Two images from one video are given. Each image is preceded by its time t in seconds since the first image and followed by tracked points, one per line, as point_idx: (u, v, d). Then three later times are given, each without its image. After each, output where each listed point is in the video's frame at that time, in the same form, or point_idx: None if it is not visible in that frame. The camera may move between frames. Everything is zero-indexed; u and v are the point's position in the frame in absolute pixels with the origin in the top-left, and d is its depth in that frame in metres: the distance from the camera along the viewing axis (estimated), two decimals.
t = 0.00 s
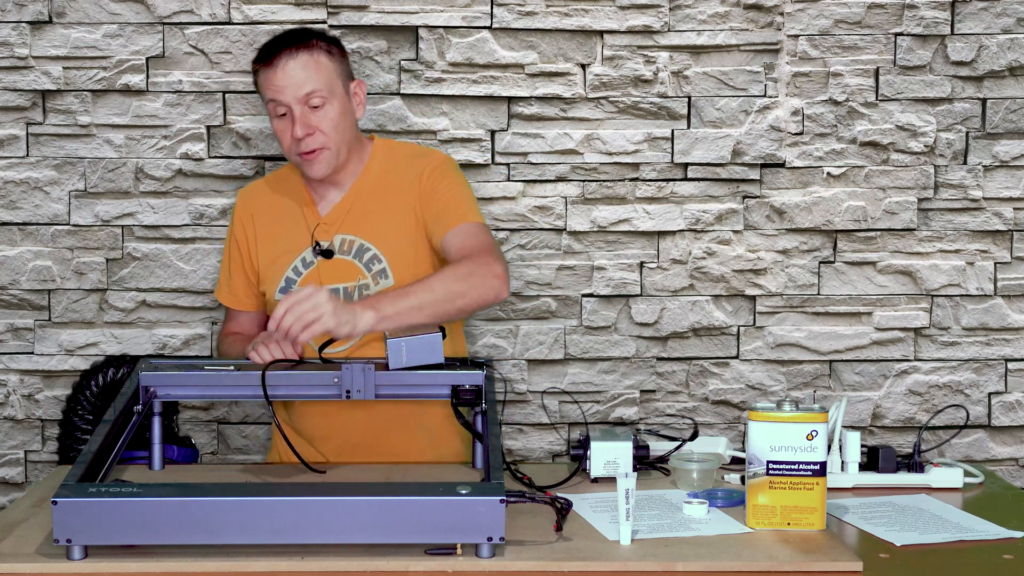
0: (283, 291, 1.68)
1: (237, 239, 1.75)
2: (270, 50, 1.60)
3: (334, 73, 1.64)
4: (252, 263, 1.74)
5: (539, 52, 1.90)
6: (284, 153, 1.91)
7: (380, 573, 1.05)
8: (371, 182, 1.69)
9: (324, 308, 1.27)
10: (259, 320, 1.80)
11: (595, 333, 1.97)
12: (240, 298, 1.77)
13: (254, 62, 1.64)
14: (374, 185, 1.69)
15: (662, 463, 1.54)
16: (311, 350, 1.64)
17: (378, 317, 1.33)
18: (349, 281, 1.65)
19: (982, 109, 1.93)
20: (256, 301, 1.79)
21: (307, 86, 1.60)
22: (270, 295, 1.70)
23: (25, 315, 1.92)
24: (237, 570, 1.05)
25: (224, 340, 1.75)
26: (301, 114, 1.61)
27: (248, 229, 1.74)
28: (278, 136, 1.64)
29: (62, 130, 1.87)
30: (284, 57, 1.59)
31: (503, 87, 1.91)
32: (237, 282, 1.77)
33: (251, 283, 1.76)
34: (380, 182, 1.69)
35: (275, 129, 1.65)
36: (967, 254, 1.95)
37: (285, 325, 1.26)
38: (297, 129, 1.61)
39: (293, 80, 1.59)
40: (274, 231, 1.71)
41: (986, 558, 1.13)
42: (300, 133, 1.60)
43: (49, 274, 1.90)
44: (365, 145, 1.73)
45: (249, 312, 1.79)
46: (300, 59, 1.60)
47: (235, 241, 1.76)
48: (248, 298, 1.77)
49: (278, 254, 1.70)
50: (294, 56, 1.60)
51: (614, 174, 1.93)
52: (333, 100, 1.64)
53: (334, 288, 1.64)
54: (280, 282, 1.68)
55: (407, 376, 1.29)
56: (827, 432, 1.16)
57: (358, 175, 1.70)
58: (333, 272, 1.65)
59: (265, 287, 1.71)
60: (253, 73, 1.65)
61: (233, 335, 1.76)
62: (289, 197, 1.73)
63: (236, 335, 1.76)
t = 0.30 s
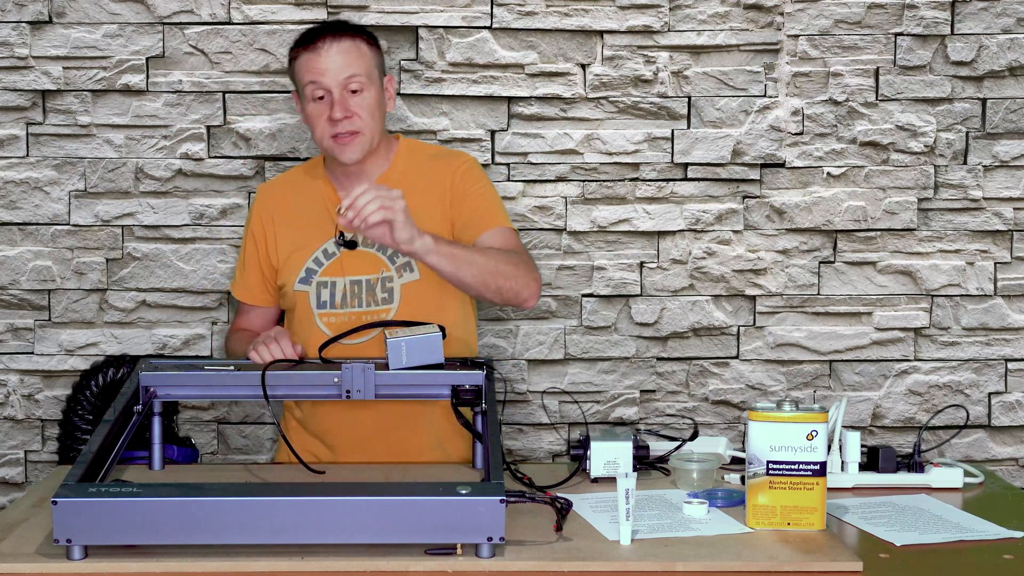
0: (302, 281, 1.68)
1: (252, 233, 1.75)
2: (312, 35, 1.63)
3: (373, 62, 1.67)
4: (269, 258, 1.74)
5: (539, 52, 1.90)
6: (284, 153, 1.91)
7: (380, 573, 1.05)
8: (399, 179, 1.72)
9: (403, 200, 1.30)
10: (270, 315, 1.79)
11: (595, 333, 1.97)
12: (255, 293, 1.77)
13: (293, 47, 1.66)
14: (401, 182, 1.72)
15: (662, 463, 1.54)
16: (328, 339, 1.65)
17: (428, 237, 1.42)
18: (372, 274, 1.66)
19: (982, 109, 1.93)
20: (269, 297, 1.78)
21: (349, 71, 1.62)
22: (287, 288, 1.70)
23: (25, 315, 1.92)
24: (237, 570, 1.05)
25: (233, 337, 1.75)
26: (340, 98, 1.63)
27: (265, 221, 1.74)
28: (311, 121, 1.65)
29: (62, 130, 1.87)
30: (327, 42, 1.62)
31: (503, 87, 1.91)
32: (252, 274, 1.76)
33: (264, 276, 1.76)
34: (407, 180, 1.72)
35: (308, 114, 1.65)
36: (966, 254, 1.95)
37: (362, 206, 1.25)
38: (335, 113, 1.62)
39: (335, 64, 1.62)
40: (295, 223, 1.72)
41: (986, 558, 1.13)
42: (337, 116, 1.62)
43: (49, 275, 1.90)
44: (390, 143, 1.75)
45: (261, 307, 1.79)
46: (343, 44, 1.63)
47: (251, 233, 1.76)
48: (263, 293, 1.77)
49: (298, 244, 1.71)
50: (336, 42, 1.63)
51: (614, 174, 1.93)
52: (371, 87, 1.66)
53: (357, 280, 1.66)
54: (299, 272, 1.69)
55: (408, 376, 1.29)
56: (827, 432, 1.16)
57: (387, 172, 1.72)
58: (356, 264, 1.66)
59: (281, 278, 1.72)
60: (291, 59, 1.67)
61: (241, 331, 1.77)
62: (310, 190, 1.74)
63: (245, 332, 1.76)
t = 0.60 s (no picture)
0: (314, 275, 1.67)
1: (263, 229, 1.75)
2: (339, 31, 1.66)
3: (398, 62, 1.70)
4: (278, 255, 1.74)
5: (539, 52, 1.90)
6: (284, 153, 1.91)
7: (380, 573, 1.05)
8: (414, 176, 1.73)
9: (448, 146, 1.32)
10: (277, 312, 1.79)
11: (595, 333, 1.97)
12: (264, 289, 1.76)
13: (319, 43, 1.69)
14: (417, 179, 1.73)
15: (662, 463, 1.54)
16: (339, 333, 1.64)
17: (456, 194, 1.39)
18: (385, 270, 1.67)
19: (982, 109, 1.93)
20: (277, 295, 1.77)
21: (375, 69, 1.65)
22: (297, 282, 1.68)
23: (25, 315, 1.92)
24: (237, 570, 1.05)
25: (239, 335, 1.76)
26: (366, 94, 1.65)
27: (277, 216, 1.74)
28: (334, 117, 1.67)
29: (62, 130, 1.87)
30: (354, 39, 1.65)
31: (503, 87, 1.91)
32: (260, 269, 1.75)
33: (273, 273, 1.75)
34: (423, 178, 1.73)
35: (332, 109, 1.67)
36: (966, 254, 1.95)
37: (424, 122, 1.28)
38: (361, 109, 1.65)
39: (362, 62, 1.65)
40: (308, 218, 1.72)
41: (986, 558, 1.13)
42: (362, 112, 1.64)
43: (49, 275, 1.90)
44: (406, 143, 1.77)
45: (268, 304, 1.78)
46: (371, 42, 1.66)
47: (261, 229, 1.75)
48: (271, 289, 1.77)
49: (310, 239, 1.70)
50: (363, 39, 1.65)
51: (614, 174, 1.93)
52: (395, 85, 1.68)
53: (369, 275, 1.66)
54: (311, 266, 1.68)
55: (408, 376, 1.29)
56: (827, 432, 1.16)
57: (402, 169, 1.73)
58: (370, 258, 1.67)
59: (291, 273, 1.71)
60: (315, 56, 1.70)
61: (248, 329, 1.77)
62: (324, 185, 1.74)
63: (250, 330, 1.76)
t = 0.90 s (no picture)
0: (318, 273, 1.68)
1: (267, 229, 1.75)
2: (350, 32, 1.67)
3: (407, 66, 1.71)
4: (282, 254, 1.74)
5: (539, 52, 1.90)
6: (284, 153, 1.91)
7: (380, 572, 1.05)
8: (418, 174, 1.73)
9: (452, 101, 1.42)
10: (279, 313, 1.79)
11: (595, 333, 1.97)
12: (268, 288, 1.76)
13: (330, 43, 1.70)
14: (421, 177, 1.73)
15: (662, 463, 1.54)
16: (343, 331, 1.64)
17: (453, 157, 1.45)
18: (387, 267, 1.66)
19: (982, 109, 1.93)
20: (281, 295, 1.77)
21: (384, 72, 1.66)
22: (302, 280, 1.69)
23: (25, 315, 1.92)
24: (237, 570, 1.05)
25: (243, 335, 1.76)
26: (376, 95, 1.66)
27: (281, 216, 1.74)
28: (342, 117, 1.68)
29: (62, 130, 1.87)
30: (366, 41, 1.66)
31: (503, 87, 1.91)
32: (264, 269, 1.75)
33: (277, 272, 1.75)
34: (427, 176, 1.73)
35: (340, 110, 1.68)
36: (966, 254, 1.95)
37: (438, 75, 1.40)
38: (369, 111, 1.65)
39: (372, 64, 1.66)
40: (312, 217, 1.72)
41: (986, 558, 1.13)
42: (371, 114, 1.65)
43: (49, 275, 1.90)
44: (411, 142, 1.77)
45: (271, 304, 1.78)
46: (382, 45, 1.67)
47: (266, 228, 1.75)
48: (275, 289, 1.77)
49: (314, 237, 1.70)
50: (375, 41, 1.66)
51: (614, 174, 1.93)
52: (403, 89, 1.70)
53: (372, 272, 1.66)
54: (315, 264, 1.68)
55: (408, 376, 1.29)
56: (827, 432, 1.16)
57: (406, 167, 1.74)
58: (374, 255, 1.66)
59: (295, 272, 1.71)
60: (325, 56, 1.71)
61: (251, 329, 1.77)
62: (329, 185, 1.75)
63: (252, 330, 1.76)
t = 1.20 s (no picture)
0: (317, 273, 1.68)
1: (267, 229, 1.75)
2: (347, 33, 1.67)
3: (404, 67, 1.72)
4: (282, 254, 1.74)
5: (539, 52, 1.90)
6: (284, 153, 1.91)
7: (379, 572, 1.05)
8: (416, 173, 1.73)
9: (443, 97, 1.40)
10: (279, 313, 1.79)
11: (595, 333, 1.97)
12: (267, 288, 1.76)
13: (328, 44, 1.70)
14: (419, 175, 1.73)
15: (662, 463, 1.54)
16: (342, 331, 1.64)
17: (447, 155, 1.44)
18: (385, 267, 1.66)
19: (982, 109, 1.93)
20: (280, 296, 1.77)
21: (381, 70, 1.66)
22: (300, 280, 1.69)
23: (25, 315, 1.92)
24: (237, 570, 1.05)
25: (245, 335, 1.76)
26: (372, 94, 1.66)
27: (280, 216, 1.74)
28: (339, 117, 1.68)
29: (62, 130, 1.87)
30: (362, 41, 1.67)
31: (503, 87, 1.91)
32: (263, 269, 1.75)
33: (276, 272, 1.75)
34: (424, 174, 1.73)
35: (337, 109, 1.68)
36: (966, 254, 1.95)
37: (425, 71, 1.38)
38: (365, 109, 1.65)
39: (368, 63, 1.66)
40: (310, 217, 1.72)
41: (986, 558, 1.13)
42: (367, 113, 1.65)
43: (49, 275, 1.90)
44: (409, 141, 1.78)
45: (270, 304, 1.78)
46: (378, 44, 1.67)
47: (265, 228, 1.75)
48: (274, 289, 1.76)
49: (312, 237, 1.70)
50: (371, 41, 1.67)
51: (614, 174, 1.93)
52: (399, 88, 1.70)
53: (371, 272, 1.66)
54: (313, 265, 1.68)
55: (407, 376, 1.28)
56: (827, 432, 1.16)
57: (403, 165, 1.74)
58: (373, 255, 1.67)
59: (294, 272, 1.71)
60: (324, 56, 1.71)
61: (251, 329, 1.77)
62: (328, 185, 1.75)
63: (252, 330, 1.76)
